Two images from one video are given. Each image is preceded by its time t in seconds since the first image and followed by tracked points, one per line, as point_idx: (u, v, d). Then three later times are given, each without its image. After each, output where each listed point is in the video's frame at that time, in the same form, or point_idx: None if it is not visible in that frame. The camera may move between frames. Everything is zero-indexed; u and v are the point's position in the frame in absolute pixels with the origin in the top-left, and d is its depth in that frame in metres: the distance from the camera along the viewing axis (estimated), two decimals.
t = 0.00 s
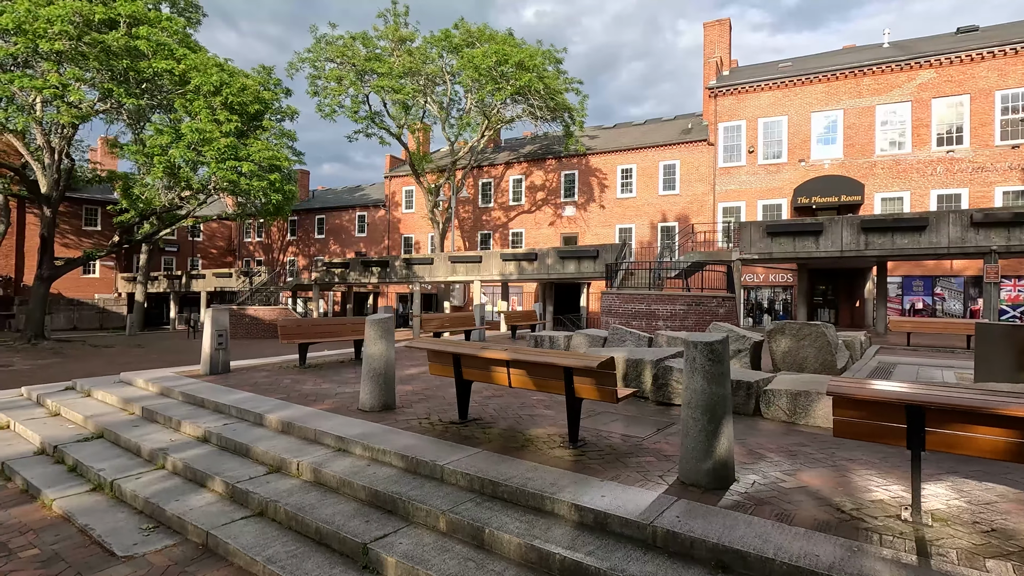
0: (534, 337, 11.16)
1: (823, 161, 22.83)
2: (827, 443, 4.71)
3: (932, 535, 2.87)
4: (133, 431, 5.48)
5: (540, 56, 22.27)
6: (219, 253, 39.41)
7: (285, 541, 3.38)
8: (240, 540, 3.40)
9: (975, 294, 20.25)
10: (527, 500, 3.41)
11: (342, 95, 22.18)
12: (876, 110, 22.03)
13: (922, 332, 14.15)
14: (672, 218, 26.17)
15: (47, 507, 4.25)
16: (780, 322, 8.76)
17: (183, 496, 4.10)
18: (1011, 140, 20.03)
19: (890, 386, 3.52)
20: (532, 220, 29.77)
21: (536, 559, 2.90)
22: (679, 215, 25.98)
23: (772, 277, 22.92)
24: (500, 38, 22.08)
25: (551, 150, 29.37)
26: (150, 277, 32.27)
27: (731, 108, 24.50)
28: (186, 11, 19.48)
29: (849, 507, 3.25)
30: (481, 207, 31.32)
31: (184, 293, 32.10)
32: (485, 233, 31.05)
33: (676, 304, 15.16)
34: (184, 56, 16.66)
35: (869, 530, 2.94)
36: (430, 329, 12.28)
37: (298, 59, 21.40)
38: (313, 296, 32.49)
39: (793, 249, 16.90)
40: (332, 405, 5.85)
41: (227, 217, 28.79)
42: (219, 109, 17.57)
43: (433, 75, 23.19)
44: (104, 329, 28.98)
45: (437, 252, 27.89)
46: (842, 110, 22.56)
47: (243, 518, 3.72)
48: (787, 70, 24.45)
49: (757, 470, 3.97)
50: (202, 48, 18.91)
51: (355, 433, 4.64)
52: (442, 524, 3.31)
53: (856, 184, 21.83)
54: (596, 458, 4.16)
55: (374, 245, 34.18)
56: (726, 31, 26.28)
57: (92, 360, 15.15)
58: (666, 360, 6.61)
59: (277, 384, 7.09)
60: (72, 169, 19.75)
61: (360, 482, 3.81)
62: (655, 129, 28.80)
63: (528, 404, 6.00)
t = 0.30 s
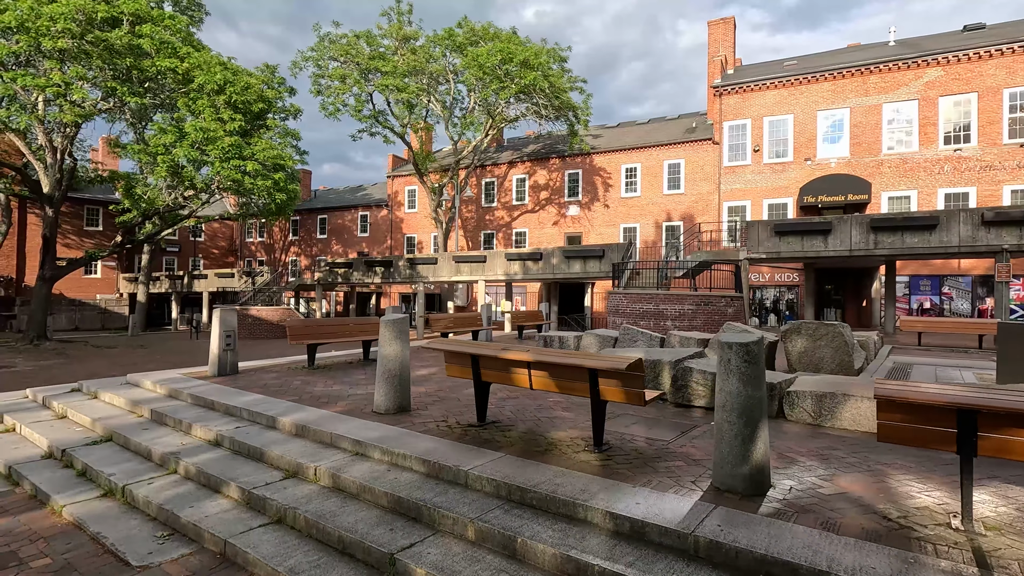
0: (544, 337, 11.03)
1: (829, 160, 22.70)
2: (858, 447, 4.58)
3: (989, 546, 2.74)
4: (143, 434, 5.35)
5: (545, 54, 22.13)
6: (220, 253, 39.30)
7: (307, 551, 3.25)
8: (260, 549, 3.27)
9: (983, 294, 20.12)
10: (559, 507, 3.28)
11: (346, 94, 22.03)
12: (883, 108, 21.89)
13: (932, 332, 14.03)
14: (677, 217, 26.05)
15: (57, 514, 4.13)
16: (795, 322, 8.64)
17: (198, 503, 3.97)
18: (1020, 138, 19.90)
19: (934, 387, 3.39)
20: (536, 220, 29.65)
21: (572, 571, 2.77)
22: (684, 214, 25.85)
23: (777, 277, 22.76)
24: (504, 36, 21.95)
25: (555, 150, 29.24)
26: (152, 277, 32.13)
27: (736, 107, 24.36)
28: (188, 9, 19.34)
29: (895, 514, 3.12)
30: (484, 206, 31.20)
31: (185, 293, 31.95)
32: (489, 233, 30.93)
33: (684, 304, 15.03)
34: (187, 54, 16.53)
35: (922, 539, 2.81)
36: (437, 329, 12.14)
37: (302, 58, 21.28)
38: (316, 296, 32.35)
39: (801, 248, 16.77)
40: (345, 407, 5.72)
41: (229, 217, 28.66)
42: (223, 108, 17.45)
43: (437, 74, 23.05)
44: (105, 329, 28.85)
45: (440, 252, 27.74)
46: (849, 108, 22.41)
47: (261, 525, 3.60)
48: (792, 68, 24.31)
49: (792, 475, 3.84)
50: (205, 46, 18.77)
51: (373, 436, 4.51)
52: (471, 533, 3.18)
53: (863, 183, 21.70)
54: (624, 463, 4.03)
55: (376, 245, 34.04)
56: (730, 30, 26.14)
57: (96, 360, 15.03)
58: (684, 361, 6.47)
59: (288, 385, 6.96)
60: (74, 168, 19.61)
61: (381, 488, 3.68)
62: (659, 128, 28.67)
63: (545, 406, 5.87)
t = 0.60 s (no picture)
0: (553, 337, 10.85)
1: (834, 159, 22.54)
2: (893, 450, 4.41)
3: None
4: (146, 437, 5.16)
5: (548, 51, 21.95)
6: (220, 252, 39.07)
7: (325, 562, 3.07)
8: (275, 561, 3.08)
9: (991, 293, 19.96)
10: (592, 516, 3.10)
11: (348, 91, 21.83)
12: (889, 106, 21.72)
13: (943, 331, 13.87)
14: (681, 216, 25.88)
15: (59, 522, 3.94)
16: (812, 321, 8.48)
17: (207, 510, 3.78)
18: None
19: (986, 390, 3.22)
20: (538, 219, 29.50)
21: None
22: (688, 213, 25.68)
23: (782, 276, 22.60)
24: (508, 33, 21.75)
25: (557, 148, 29.07)
26: (151, 277, 31.89)
27: (740, 105, 24.20)
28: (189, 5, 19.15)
29: (950, 524, 2.94)
30: (486, 205, 31.00)
31: (185, 293, 31.73)
32: (491, 232, 30.75)
33: (691, 303, 14.86)
34: (188, 50, 16.33)
35: (986, 552, 2.63)
36: (443, 329, 11.97)
37: (303, 55, 21.09)
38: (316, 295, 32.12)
39: (809, 247, 16.61)
40: (357, 410, 5.53)
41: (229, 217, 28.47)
42: (224, 105, 17.27)
43: (439, 72, 22.87)
44: (104, 329, 28.61)
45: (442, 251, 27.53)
46: (854, 106, 22.26)
47: (275, 534, 3.41)
48: (796, 66, 24.16)
49: (832, 482, 3.66)
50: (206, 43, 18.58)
51: (388, 440, 4.33)
52: (500, 544, 3.00)
53: (869, 181, 21.55)
54: (654, 467, 3.86)
55: (377, 244, 33.83)
56: (734, 28, 26.00)
57: (95, 360, 14.83)
58: (703, 361, 6.29)
59: (295, 386, 6.77)
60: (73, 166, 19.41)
61: (401, 496, 3.49)
62: (663, 126, 28.51)
63: (562, 408, 5.70)
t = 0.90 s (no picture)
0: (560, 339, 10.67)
1: (839, 158, 22.41)
2: (929, 458, 4.25)
3: None
4: (149, 445, 4.97)
5: (551, 50, 21.79)
6: (219, 253, 38.84)
7: None
8: None
9: (996, 293, 19.88)
10: (627, 531, 2.93)
11: (350, 90, 21.64)
12: (894, 105, 21.59)
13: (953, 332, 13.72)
14: (684, 216, 25.74)
15: (61, 535, 3.76)
16: (828, 322, 8.32)
17: (216, 524, 3.60)
18: None
19: None
20: (540, 219, 29.34)
21: None
22: (691, 213, 25.54)
23: (786, 276, 22.46)
24: (510, 31, 21.58)
25: (559, 148, 28.92)
26: (150, 278, 31.66)
27: (744, 104, 24.05)
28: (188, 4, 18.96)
29: (1008, 540, 2.78)
30: (487, 205, 30.82)
31: (184, 294, 31.51)
32: (492, 232, 30.60)
33: (698, 304, 14.70)
34: (188, 49, 16.15)
35: None
36: (449, 330, 11.78)
37: (304, 54, 20.89)
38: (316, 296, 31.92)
39: (816, 247, 16.45)
40: (367, 415, 5.35)
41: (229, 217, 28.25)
42: (225, 104, 17.10)
43: (440, 71, 22.70)
44: (102, 330, 28.38)
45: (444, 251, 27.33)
46: (858, 105, 22.12)
47: (290, 550, 3.23)
48: (800, 65, 24.03)
49: (873, 493, 3.49)
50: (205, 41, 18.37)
51: (405, 448, 4.16)
52: (530, 562, 2.83)
53: (874, 180, 21.41)
54: (684, 477, 3.68)
55: (377, 244, 33.64)
56: (737, 27, 25.85)
57: (95, 363, 14.64)
58: (722, 364, 6.13)
59: (302, 390, 6.59)
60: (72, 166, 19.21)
61: (422, 509, 3.32)
62: (665, 126, 28.37)
63: (579, 413, 5.53)
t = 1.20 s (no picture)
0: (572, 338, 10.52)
1: (846, 156, 22.26)
2: (970, 460, 4.10)
3: None
4: (161, 448, 4.84)
5: (556, 49, 21.67)
6: (221, 254, 38.75)
7: None
8: None
9: (1006, 292, 19.69)
10: (671, 539, 2.78)
11: (355, 89, 21.52)
12: (901, 103, 21.43)
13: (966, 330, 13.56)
14: (690, 215, 25.59)
15: (72, 543, 3.62)
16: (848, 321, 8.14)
17: (234, 530, 3.46)
18: None
19: None
20: (544, 219, 29.21)
21: None
22: (696, 212, 25.39)
23: (793, 276, 22.30)
24: (515, 29, 21.47)
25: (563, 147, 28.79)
26: (152, 279, 31.55)
27: (749, 103, 23.89)
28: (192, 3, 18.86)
29: None
30: (491, 205, 30.71)
31: (186, 295, 31.38)
32: (496, 232, 30.51)
33: (708, 303, 14.54)
34: (192, 47, 16.03)
35: None
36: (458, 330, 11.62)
37: (308, 54, 20.78)
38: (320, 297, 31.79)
39: (825, 245, 16.27)
40: (384, 417, 5.21)
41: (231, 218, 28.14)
42: (229, 103, 16.99)
43: (444, 71, 22.59)
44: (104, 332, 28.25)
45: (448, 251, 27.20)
46: (865, 103, 21.97)
47: (313, 559, 3.09)
48: (806, 63, 23.89)
49: (921, 497, 3.34)
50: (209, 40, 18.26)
51: (427, 450, 4.02)
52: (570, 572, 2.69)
53: (882, 179, 21.25)
54: (721, 481, 3.54)
55: (380, 245, 33.52)
56: (742, 25, 25.72)
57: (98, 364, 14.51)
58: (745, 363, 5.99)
59: (314, 391, 6.45)
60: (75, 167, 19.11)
61: (450, 515, 3.17)
62: (670, 124, 28.24)
63: (601, 414, 5.38)
